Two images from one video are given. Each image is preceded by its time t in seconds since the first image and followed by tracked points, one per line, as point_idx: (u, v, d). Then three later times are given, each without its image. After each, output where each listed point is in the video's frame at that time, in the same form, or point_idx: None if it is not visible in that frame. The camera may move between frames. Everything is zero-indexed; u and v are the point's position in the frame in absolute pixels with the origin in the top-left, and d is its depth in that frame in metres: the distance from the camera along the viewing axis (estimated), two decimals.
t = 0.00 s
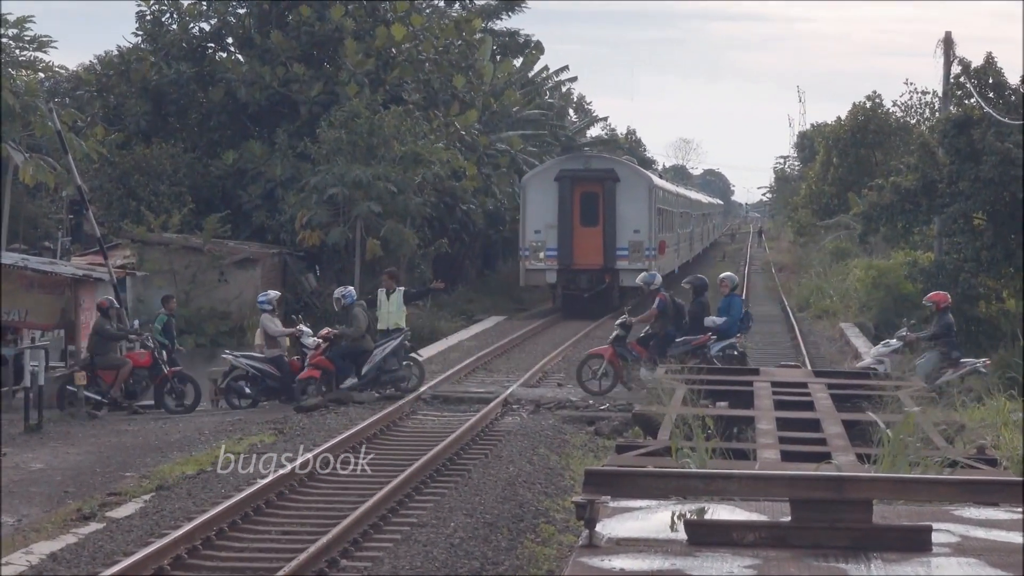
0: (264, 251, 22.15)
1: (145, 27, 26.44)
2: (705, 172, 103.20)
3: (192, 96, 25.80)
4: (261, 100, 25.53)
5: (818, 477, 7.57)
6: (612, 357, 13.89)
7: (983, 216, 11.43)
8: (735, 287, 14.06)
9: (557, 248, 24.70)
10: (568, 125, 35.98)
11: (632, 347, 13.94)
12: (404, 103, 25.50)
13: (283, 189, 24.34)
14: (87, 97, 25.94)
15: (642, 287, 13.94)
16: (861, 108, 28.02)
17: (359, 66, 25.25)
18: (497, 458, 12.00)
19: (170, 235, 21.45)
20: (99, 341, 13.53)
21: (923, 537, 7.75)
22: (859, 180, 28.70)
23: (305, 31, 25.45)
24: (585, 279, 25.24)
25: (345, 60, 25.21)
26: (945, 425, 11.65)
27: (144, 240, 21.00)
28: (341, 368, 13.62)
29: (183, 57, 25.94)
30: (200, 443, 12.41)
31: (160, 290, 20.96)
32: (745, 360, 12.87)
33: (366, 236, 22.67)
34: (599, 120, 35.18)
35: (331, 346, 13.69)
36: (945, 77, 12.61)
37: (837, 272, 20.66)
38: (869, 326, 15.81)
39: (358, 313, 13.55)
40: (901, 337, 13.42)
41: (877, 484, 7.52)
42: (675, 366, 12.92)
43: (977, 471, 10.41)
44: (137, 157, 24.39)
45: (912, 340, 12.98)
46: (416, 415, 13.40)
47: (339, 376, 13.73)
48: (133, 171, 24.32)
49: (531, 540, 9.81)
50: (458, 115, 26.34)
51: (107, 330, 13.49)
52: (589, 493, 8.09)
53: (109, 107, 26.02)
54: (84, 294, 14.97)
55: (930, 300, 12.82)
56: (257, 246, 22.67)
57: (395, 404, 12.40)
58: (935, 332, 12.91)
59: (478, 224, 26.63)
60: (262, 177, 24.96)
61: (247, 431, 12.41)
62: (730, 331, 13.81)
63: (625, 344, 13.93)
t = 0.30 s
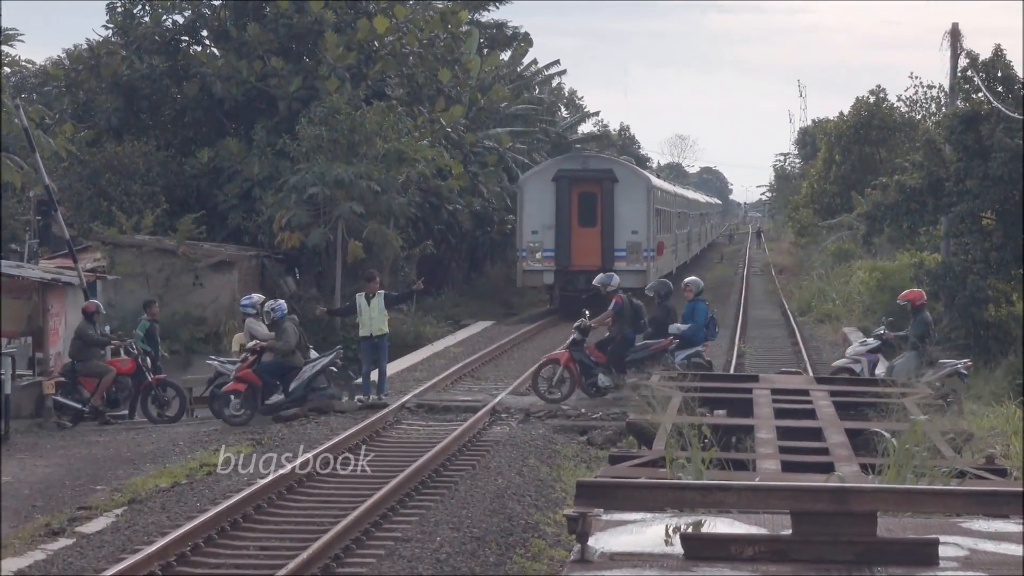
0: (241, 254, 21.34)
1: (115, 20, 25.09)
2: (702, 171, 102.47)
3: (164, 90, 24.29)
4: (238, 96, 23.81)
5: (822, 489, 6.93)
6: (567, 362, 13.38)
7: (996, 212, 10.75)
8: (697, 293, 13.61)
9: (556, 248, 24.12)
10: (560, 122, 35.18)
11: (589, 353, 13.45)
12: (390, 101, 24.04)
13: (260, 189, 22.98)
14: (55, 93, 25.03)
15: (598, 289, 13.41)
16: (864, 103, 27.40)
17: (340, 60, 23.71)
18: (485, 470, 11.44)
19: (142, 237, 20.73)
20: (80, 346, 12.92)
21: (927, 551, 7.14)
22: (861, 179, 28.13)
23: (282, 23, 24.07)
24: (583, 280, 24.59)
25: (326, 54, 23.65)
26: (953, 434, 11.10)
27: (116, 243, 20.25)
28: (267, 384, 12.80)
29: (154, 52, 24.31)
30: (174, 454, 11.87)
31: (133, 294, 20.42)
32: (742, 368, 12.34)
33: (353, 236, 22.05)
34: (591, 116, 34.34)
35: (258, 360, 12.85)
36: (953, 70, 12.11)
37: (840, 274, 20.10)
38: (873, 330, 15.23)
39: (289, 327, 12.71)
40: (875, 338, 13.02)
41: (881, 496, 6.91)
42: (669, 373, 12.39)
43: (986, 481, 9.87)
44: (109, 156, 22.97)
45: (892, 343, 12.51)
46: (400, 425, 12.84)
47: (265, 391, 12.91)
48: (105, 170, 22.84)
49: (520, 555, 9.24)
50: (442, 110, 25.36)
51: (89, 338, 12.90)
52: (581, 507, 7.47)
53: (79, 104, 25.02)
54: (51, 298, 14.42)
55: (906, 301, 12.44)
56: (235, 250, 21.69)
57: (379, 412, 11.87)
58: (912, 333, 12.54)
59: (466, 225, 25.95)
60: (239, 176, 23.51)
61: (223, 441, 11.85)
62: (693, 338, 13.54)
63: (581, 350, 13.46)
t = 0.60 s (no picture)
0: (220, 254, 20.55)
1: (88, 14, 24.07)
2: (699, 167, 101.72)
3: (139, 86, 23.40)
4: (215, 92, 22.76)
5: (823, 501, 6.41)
6: (518, 367, 12.84)
7: (1004, 211, 10.30)
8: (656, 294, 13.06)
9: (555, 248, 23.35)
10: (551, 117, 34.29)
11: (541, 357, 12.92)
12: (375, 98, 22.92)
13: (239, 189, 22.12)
14: (25, 88, 24.12)
15: (552, 292, 12.56)
16: (868, 100, 26.84)
17: (322, 53, 22.59)
18: (473, 480, 10.96)
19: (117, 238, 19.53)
20: (55, 353, 12.41)
21: (931, 564, 6.71)
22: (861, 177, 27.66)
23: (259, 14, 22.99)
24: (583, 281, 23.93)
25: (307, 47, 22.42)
26: (960, 442, 10.66)
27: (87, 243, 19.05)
28: (167, 399, 12.08)
29: (129, 46, 23.41)
30: (150, 465, 11.40)
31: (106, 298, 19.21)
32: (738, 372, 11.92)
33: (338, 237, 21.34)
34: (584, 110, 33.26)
35: (161, 375, 12.21)
36: (959, 64, 11.64)
37: (842, 276, 19.63)
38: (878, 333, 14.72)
39: (193, 339, 12.11)
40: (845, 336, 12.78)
41: (887, 507, 6.45)
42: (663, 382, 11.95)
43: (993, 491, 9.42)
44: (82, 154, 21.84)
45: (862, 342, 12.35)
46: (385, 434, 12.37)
47: (167, 408, 12.15)
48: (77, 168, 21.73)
49: (509, 570, 8.76)
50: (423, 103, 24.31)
51: (65, 344, 12.41)
52: (573, 519, 6.96)
53: (49, 100, 24.16)
54: (22, 302, 13.98)
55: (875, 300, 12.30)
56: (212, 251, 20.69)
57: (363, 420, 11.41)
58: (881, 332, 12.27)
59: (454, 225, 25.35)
60: (217, 174, 22.47)
61: (201, 450, 11.39)
62: (651, 342, 13.15)
63: (532, 354, 12.90)
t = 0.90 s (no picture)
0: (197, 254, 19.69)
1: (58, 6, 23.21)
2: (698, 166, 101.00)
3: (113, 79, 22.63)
4: (193, 88, 22.09)
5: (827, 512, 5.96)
6: (476, 371, 12.60)
7: (1013, 211, 9.85)
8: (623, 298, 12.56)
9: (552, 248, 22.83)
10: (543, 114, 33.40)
11: (500, 361, 12.66)
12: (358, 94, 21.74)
13: (217, 187, 21.34)
14: None
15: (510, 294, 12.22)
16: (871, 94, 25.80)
17: (303, 47, 21.68)
18: (461, 492, 10.42)
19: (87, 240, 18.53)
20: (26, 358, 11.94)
21: None
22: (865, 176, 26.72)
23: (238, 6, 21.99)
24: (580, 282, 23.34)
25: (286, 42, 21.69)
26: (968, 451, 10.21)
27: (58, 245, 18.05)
28: (59, 415, 11.48)
29: (101, 38, 22.64)
30: (124, 475, 10.91)
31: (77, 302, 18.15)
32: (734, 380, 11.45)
33: (320, 237, 20.35)
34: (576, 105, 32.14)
35: (50, 388, 11.56)
36: (965, 59, 11.18)
37: (846, 278, 19.07)
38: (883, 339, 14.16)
39: (87, 350, 11.53)
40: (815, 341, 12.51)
41: (895, 518, 6.01)
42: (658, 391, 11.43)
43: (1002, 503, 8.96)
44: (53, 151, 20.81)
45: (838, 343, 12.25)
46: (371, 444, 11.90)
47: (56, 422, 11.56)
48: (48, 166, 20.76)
49: None
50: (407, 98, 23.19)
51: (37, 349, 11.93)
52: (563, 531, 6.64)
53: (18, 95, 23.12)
54: None
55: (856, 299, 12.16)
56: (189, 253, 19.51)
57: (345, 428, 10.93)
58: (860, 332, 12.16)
59: (441, 226, 24.76)
60: (194, 172, 21.83)
61: (177, 460, 10.89)
62: (618, 347, 12.68)
63: (491, 357, 12.63)
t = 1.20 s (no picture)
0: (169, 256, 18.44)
1: None
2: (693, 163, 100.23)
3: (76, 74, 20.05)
4: (160, 81, 19.68)
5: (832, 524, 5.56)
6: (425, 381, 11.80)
7: None
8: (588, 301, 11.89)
9: (548, 249, 22.20)
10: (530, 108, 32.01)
11: (451, 370, 11.84)
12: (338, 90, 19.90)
13: (188, 187, 19.17)
14: None
15: (465, 299, 11.40)
16: (876, 87, 24.21)
17: (279, 38, 19.38)
18: (445, 507, 9.70)
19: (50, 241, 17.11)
20: None
21: None
22: (871, 173, 25.12)
23: None
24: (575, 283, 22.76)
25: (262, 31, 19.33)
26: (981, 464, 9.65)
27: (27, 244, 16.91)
28: None
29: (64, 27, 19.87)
30: (89, 489, 10.22)
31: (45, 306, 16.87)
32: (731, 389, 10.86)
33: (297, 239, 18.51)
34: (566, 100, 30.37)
35: None
36: (976, 50, 10.66)
37: (849, 282, 18.50)
38: (887, 345, 13.58)
39: None
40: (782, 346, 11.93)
41: (894, 532, 5.68)
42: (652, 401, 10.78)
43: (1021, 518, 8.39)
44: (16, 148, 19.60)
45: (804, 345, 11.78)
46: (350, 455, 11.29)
47: None
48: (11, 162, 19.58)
49: None
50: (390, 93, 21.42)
51: None
52: (553, 549, 6.20)
53: None
54: None
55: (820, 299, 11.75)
56: (158, 253, 18.34)
57: (320, 440, 10.36)
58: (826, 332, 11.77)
59: (423, 226, 23.43)
60: (162, 171, 19.51)
61: (146, 473, 10.22)
62: (583, 353, 11.98)
63: (441, 366, 11.81)
